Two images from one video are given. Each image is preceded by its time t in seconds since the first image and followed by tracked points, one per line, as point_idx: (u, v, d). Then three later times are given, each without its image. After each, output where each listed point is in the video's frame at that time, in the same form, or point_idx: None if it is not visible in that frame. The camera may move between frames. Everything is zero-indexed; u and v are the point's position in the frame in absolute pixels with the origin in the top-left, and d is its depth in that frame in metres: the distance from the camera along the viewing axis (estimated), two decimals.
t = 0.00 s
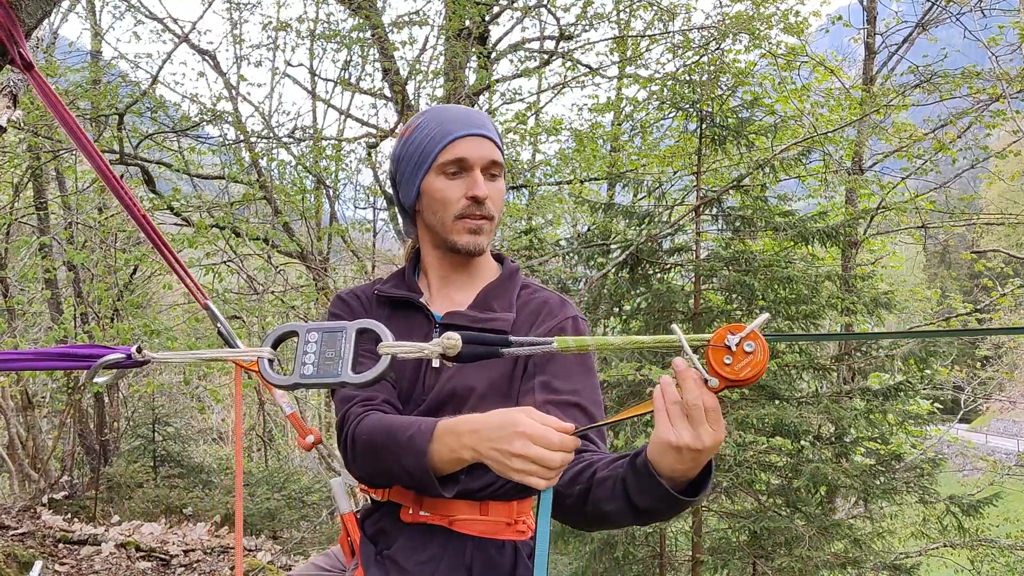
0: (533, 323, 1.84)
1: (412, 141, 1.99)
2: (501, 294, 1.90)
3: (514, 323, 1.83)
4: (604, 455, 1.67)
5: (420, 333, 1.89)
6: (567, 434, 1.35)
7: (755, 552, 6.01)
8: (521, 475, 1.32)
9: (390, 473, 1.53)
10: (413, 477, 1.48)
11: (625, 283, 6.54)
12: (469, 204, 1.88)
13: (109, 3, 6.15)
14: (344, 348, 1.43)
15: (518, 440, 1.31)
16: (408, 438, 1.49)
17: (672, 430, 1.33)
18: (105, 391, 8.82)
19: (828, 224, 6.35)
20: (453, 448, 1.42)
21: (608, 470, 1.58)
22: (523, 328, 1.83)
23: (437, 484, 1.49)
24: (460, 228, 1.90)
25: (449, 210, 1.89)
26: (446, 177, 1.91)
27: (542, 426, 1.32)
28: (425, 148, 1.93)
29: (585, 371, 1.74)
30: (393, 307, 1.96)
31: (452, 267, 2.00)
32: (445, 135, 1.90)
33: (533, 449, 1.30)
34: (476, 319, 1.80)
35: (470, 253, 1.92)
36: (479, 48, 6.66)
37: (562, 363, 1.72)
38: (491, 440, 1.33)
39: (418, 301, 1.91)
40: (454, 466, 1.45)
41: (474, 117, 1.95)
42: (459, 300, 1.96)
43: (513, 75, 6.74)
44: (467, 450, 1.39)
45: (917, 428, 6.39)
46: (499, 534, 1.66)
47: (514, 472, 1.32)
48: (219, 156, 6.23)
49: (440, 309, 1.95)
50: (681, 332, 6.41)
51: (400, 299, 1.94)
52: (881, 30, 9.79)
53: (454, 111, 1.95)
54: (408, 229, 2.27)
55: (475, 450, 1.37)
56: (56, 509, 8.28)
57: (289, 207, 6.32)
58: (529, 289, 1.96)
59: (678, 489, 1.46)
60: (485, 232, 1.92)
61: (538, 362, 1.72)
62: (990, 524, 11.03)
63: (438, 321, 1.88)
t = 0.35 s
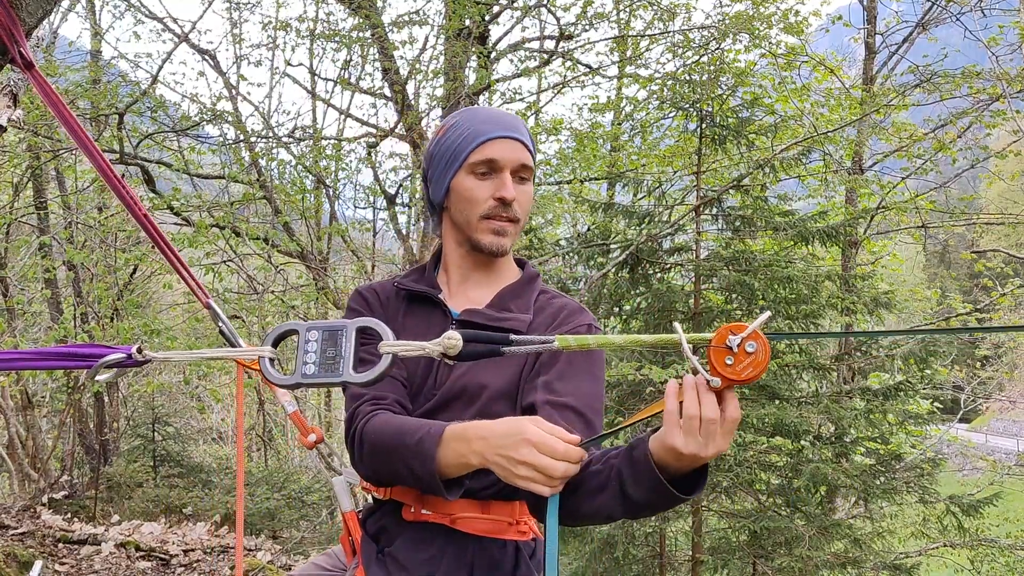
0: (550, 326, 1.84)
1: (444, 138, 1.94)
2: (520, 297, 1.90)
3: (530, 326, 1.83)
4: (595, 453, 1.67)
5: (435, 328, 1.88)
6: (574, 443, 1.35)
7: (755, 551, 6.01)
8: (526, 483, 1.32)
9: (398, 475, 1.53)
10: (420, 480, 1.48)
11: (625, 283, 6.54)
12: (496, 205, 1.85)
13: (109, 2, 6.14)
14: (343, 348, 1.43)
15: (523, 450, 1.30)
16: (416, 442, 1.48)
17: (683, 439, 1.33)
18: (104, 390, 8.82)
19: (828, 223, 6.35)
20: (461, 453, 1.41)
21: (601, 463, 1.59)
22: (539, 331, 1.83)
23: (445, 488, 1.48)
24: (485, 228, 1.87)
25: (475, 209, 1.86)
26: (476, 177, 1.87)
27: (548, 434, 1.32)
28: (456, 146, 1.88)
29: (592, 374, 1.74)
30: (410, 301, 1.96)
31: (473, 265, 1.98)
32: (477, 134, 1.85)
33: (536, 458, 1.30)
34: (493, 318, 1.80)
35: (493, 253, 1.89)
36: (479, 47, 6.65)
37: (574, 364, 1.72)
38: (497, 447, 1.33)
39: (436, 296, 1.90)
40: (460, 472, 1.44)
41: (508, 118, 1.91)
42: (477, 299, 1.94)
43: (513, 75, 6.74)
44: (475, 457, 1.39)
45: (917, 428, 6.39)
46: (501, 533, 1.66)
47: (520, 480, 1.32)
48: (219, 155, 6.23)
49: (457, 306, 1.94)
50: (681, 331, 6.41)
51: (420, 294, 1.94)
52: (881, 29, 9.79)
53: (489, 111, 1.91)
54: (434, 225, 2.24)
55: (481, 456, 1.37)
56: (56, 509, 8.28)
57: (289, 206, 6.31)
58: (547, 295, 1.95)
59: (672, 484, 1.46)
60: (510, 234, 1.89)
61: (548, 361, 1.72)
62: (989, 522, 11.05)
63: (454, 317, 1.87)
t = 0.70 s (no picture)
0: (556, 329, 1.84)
1: (455, 134, 1.95)
2: (526, 296, 1.89)
3: (537, 328, 1.83)
4: (608, 447, 1.67)
5: (439, 329, 1.88)
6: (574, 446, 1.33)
7: (754, 551, 6.00)
8: (525, 485, 1.31)
9: (398, 478, 1.53)
10: (419, 482, 1.48)
11: (625, 283, 6.54)
12: (503, 202, 1.84)
13: (109, 2, 6.14)
14: (342, 347, 1.43)
15: (523, 452, 1.29)
16: (416, 445, 1.48)
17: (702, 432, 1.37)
18: (104, 390, 8.82)
19: (828, 223, 6.34)
20: (460, 456, 1.40)
21: (618, 458, 1.58)
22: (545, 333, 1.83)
23: (445, 491, 1.48)
24: (492, 225, 1.87)
25: (483, 206, 1.86)
26: (484, 172, 1.86)
27: (549, 437, 1.31)
28: (466, 142, 1.89)
29: (599, 382, 1.74)
30: (416, 300, 1.96)
31: (479, 264, 1.97)
32: (487, 131, 1.86)
33: (537, 461, 1.28)
34: (499, 318, 1.80)
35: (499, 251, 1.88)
36: (479, 46, 6.65)
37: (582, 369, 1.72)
38: (497, 450, 1.32)
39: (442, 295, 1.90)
40: (460, 475, 1.44)
41: (519, 117, 1.91)
42: (482, 299, 1.94)
43: (513, 74, 6.73)
44: (474, 459, 1.38)
45: (917, 427, 6.39)
46: (501, 535, 1.66)
47: (519, 482, 1.31)
48: (219, 155, 6.23)
49: (462, 305, 1.93)
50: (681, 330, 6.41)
51: (426, 292, 1.94)
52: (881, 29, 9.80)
53: (500, 109, 1.91)
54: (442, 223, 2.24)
55: (481, 459, 1.36)
56: (56, 508, 8.28)
57: (289, 206, 6.31)
58: (553, 297, 1.95)
59: (692, 459, 1.46)
60: (516, 233, 1.89)
61: (555, 366, 1.72)
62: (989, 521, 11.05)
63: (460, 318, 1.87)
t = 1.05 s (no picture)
0: (551, 328, 1.84)
1: (454, 135, 1.95)
2: (520, 297, 1.89)
3: (531, 327, 1.83)
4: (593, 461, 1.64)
5: (434, 330, 1.88)
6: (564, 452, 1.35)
7: (753, 550, 5.99)
8: (516, 490, 1.32)
9: (393, 481, 1.53)
10: (414, 486, 1.49)
11: (624, 282, 6.53)
12: (499, 203, 1.84)
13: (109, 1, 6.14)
14: (339, 349, 1.43)
15: (514, 457, 1.31)
16: (408, 448, 1.48)
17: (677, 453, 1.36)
18: (104, 389, 8.83)
19: (827, 222, 6.35)
20: (451, 460, 1.41)
21: (600, 473, 1.57)
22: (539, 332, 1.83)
23: (438, 494, 1.49)
24: (488, 225, 1.87)
25: (479, 206, 1.86)
26: (481, 173, 1.87)
27: (539, 442, 1.32)
28: (464, 143, 1.89)
29: (592, 382, 1.74)
30: (411, 300, 1.96)
31: (475, 263, 1.97)
32: (485, 131, 1.86)
33: (528, 467, 1.30)
34: (493, 318, 1.80)
35: (496, 251, 1.89)
36: (478, 45, 6.65)
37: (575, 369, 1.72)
38: (488, 454, 1.33)
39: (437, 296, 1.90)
40: (452, 479, 1.44)
41: (517, 117, 1.91)
42: (477, 299, 1.94)
43: (512, 74, 6.73)
44: (466, 464, 1.39)
45: (916, 427, 6.39)
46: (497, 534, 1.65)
47: (510, 487, 1.32)
48: (218, 154, 6.23)
49: (457, 306, 1.93)
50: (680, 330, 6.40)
51: (421, 293, 1.94)
52: (881, 28, 9.80)
53: (498, 109, 1.91)
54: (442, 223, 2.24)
55: (473, 464, 1.37)
56: (55, 507, 8.29)
57: (288, 206, 6.31)
58: (548, 296, 1.95)
59: (674, 486, 1.44)
60: (513, 233, 1.89)
61: (549, 365, 1.72)
62: (989, 520, 11.04)
63: (454, 317, 1.87)
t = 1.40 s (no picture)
0: (548, 329, 1.84)
1: (455, 136, 1.95)
2: (519, 299, 1.90)
3: (528, 328, 1.84)
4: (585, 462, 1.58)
5: (433, 330, 1.88)
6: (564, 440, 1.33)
7: (753, 549, 6.00)
8: (509, 475, 1.30)
9: (394, 475, 1.53)
10: (411, 478, 1.49)
11: (623, 282, 6.53)
12: (499, 203, 1.84)
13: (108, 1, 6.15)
14: (335, 348, 1.43)
15: (510, 441, 1.29)
16: (409, 441, 1.48)
17: (663, 441, 1.32)
18: (104, 389, 8.84)
19: (826, 222, 6.35)
20: (450, 449, 1.41)
21: (590, 476, 1.52)
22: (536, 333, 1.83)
23: (438, 486, 1.48)
24: (489, 226, 1.87)
25: (479, 206, 1.86)
26: (482, 174, 1.87)
27: (536, 426, 1.31)
28: (465, 144, 1.89)
29: (590, 382, 1.75)
30: (410, 300, 1.97)
31: (476, 264, 1.97)
32: (485, 133, 1.86)
33: (522, 449, 1.28)
34: (491, 319, 1.81)
35: (496, 251, 1.89)
36: (477, 46, 6.67)
37: (572, 369, 1.72)
38: (484, 439, 1.32)
39: (437, 297, 1.90)
40: (452, 468, 1.43)
41: (517, 119, 1.91)
42: (477, 300, 1.94)
43: (512, 74, 6.74)
44: (464, 451, 1.38)
45: (916, 427, 6.39)
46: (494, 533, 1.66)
47: (505, 472, 1.30)
48: (218, 155, 6.24)
49: (457, 306, 1.93)
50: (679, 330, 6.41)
51: (421, 293, 1.95)
52: (880, 28, 9.82)
53: (498, 110, 1.91)
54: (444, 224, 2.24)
55: (471, 451, 1.36)
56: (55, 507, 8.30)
57: (287, 206, 6.31)
58: (547, 298, 1.96)
59: (662, 494, 1.42)
60: (513, 233, 1.89)
61: (546, 365, 1.73)
62: (990, 520, 11.04)
63: (453, 318, 1.87)
